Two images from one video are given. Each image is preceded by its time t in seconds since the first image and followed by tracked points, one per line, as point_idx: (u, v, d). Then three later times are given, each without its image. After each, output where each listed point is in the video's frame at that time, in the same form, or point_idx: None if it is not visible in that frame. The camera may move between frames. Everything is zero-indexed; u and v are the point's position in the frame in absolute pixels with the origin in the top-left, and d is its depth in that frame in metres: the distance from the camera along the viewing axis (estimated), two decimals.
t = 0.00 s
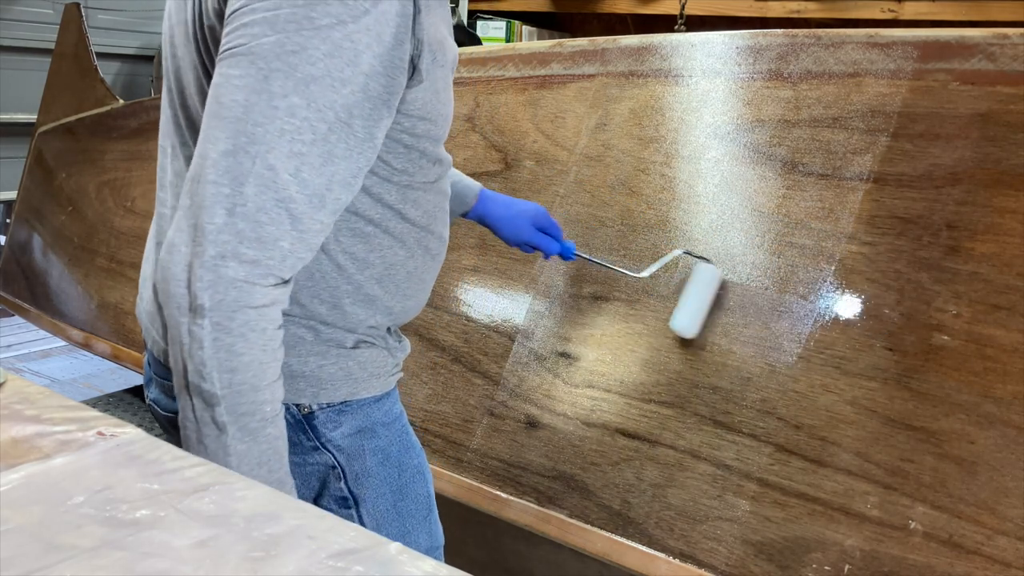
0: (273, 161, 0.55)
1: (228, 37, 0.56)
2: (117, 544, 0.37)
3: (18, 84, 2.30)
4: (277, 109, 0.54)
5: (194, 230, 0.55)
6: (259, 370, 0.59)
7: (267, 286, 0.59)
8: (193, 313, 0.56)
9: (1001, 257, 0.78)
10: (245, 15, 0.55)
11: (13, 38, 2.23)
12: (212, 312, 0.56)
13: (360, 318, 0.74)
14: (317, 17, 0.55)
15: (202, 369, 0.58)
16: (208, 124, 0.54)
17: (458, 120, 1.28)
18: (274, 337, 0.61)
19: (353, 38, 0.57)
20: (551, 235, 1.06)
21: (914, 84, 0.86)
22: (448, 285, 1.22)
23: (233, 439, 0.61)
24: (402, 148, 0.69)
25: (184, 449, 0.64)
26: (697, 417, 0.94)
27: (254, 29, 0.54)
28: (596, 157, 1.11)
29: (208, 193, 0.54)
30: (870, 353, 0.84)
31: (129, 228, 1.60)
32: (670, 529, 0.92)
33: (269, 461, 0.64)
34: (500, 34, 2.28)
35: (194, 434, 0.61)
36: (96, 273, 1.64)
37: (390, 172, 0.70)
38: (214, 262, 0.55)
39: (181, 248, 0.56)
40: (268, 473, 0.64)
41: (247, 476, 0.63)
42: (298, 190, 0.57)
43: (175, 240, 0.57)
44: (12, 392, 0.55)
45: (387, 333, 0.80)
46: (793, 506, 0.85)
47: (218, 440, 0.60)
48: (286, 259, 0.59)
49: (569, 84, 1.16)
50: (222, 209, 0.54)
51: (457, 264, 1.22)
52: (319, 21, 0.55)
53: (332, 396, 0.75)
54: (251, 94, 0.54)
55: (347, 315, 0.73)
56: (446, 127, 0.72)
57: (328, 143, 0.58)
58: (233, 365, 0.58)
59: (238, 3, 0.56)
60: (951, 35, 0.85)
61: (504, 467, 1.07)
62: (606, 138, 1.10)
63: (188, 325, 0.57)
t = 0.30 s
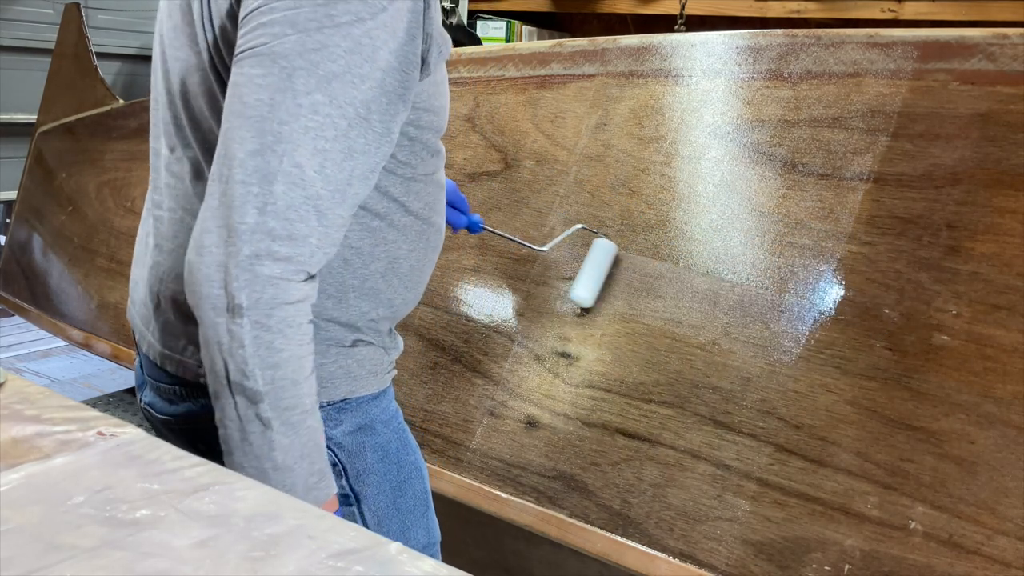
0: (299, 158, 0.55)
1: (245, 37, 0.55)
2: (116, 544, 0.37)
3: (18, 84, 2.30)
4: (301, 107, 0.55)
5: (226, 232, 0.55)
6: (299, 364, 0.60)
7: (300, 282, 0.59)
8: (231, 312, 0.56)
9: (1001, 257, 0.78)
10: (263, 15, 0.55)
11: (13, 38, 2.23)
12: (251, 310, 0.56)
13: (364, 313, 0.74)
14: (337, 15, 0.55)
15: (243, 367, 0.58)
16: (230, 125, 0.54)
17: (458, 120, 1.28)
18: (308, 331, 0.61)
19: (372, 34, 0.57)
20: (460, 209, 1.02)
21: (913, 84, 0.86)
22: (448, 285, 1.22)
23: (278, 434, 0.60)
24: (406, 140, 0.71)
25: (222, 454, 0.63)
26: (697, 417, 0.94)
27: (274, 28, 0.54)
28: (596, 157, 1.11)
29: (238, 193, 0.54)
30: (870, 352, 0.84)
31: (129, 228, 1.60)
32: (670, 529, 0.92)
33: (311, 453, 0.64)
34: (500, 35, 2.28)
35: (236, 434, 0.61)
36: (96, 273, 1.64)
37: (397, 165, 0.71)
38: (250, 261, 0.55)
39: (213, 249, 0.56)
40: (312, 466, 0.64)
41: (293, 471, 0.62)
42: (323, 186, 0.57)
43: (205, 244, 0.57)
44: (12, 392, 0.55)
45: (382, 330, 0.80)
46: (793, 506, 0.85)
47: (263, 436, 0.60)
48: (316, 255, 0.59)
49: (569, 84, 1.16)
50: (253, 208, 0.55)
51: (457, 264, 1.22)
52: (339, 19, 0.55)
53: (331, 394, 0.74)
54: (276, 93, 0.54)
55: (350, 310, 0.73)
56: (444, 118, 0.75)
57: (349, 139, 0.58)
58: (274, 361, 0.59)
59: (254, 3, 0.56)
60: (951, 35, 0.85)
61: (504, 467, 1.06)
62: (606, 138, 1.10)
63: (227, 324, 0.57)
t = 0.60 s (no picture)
0: (312, 156, 0.55)
1: (255, 36, 0.55)
2: (116, 544, 0.37)
3: (18, 84, 2.30)
4: (312, 105, 0.55)
5: (241, 231, 0.55)
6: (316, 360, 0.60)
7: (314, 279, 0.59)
8: (249, 311, 0.56)
9: (1001, 257, 0.78)
10: (273, 14, 0.55)
11: (13, 39, 2.23)
12: (269, 308, 0.56)
13: (367, 310, 0.74)
14: (347, 12, 0.55)
15: (262, 366, 0.58)
16: (242, 124, 0.54)
17: (458, 120, 1.28)
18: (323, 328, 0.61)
19: (381, 31, 0.57)
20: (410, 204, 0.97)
21: (913, 84, 0.86)
22: (448, 285, 1.22)
23: (298, 431, 0.60)
24: (410, 137, 0.71)
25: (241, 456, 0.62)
26: (697, 417, 0.94)
27: (285, 27, 0.54)
28: (596, 157, 1.11)
29: (252, 192, 0.54)
30: (870, 352, 0.84)
31: (129, 228, 1.60)
32: (670, 529, 0.92)
33: (331, 450, 0.64)
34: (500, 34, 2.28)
35: (256, 433, 0.60)
36: (96, 273, 1.64)
37: (402, 162, 0.72)
38: (267, 260, 0.55)
39: (228, 248, 0.56)
40: (331, 463, 0.64)
41: (313, 468, 0.62)
42: (335, 183, 0.57)
43: (219, 243, 0.57)
44: (12, 392, 0.55)
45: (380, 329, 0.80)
46: (793, 506, 0.85)
47: (283, 434, 0.60)
48: (329, 252, 0.59)
49: (569, 84, 1.16)
50: (268, 206, 0.54)
51: (457, 264, 1.22)
52: (349, 16, 0.55)
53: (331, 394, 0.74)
54: (288, 91, 0.54)
55: (351, 309, 0.73)
56: (447, 115, 0.75)
57: (359, 136, 0.58)
58: (293, 358, 0.59)
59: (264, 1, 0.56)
60: (951, 35, 0.85)
61: (504, 467, 1.06)
62: (606, 138, 1.10)
63: (244, 323, 0.57)
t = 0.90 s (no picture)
0: (306, 151, 0.55)
1: (254, 30, 0.55)
2: (116, 544, 0.37)
3: (17, 84, 2.30)
4: (309, 100, 0.55)
5: (231, 222, 0.55)
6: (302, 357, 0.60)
7: (304, 274, 0.59)
8: (236, 303, 0.56)
9: (1001, 257, 0.78)
10: (272, 9, 0.55)
11: (13, 39, 2.23)
12: (255, 301, 0.56)
13: (366, 313, 0.74)
14: (347, 9, 0.55)
15: (247, 359, 0.58)
16: (238, 116, 0.54)
17: (458, 120, 1.28)
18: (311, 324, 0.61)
19: (381, 30, 0.57)
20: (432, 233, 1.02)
21: (914, 84, 0.86)
22: (448, 286, 1.22)
23: (281, 426, 0.60)
24: (414, 140, 0.71)
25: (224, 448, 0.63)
26: (697, 417, 0.94)
27: (283, 22, 0.54)
28: (596, 157, 1.10)
29: (244, 184, 0.54)
30: (870, 352, 0.84)
31: (129, 228, 1.60)
32: (670, 529, 0.92)
33: (314, 447, 0.64)
34: (500, 34, 2.28)
35: (239, 427, 0.60)
36: (96, 273, 1.64)
37: (404, 164, 0.71)
38: (255, 252, 0.55)
39: (219, 240, 0.56)
40: (314, 461, 0.64)
41: (295, 465, 0.62)
42: (329, 180, 0.57)
43: (210, 234, 0.57)
44: (12, 392, 0.55)
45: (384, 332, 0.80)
46: (793, 506, 0.85)
47: (266, 429, 0.60)
48: (320, 248, 0.59)
49: (569, 84, 1.16)
50: (259, 199, 0.54)
51: (457, 264, 1.22)
52: (348, 13, 0.55)
53: (332, 395, 0.74)
54: (284, 86, 0.54)
55: (351, 310, 0.73)
56: (451, 119, 0.75)
57: (355, 134, 0.58)
58: (278, 353, 0.59)
59: None
60: (951, 35, 0.85)
61: (504, 467, 1.06)
62: (606, 138, 1.10)
63: (231, 316, 0.57)
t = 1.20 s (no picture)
0: (298, 158, 0.55)
1: (256, 33, 0.56)
2: (117, 544, 0.37)
3: (17, 84, 2.30)
4: (304, 107, 0.54)
5: (218, 224, 0.55)
6: (281, 363, 0.60)
7: (289, 281, 0.59)
8: (217, 305, 0.56)
9: (1001, 257, 0.78)
10: (274, 14, 0.55)
11: (13, 39, 2.23)
12: (236, 305, 0.56)
13: (364, 318, 0.74)
14: (348, 18, 0.55)
15: (225, 362, 0.58)
16: (234, 119, 0.55)
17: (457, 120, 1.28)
18: (295, 330, 0.61)
19: (382, 40, 0.57)
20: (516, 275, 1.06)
21: (913, 84, 0.86)
22: (448, 286, 1.22)
23: (256, 431, 0.61)
24: (418, 152, 0.70)
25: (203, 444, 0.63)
26: (697, 417, 0.94)
27: (283, 27, 0.54)
28: (596, 157, 1.10)
29: (232, 187, 0.54)
30: (870, 352, 0.84)
31: (129, 228, 1.60)
32: (670, 529, 0.92)
33: (289, 454, 0.64)
34: (499, 34, 2.28)
35: (216, 428, 0.61)
36: (96, 273, 1.64)
37: (406, 175, 0.70)
38: (239, 256, 0.55)
39: (205, 241, 0.56)
40: (290, 467, 0.64)
41: (269, 469, 0.63)
42: (321, 188, 0.57)
43: (198, 234, 0.57)
44: (12, 392, 0.55)
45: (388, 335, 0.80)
46: (793, 506, 0.85)
47: (240, 433, 0.60)
48: (308, 255, 0.58)
49: (569, 84, 1.16)
50: (247, 204, 0.54)
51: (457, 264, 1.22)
52: (349, 21, 0.55)
53: (331, 396, 0.75)
54: (280, 91, 0.54)
55: (350, 314, 0.73)
56: (461, 132, 0.73)
57: (351, 142, 0.58)
58: (256, 358, 0.59)
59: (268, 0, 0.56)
60: (951, 35, 0.85)
61: (504, 467, 1.06)
62: (606, 138, 1.10)
63: (212, 318, 0.57)
